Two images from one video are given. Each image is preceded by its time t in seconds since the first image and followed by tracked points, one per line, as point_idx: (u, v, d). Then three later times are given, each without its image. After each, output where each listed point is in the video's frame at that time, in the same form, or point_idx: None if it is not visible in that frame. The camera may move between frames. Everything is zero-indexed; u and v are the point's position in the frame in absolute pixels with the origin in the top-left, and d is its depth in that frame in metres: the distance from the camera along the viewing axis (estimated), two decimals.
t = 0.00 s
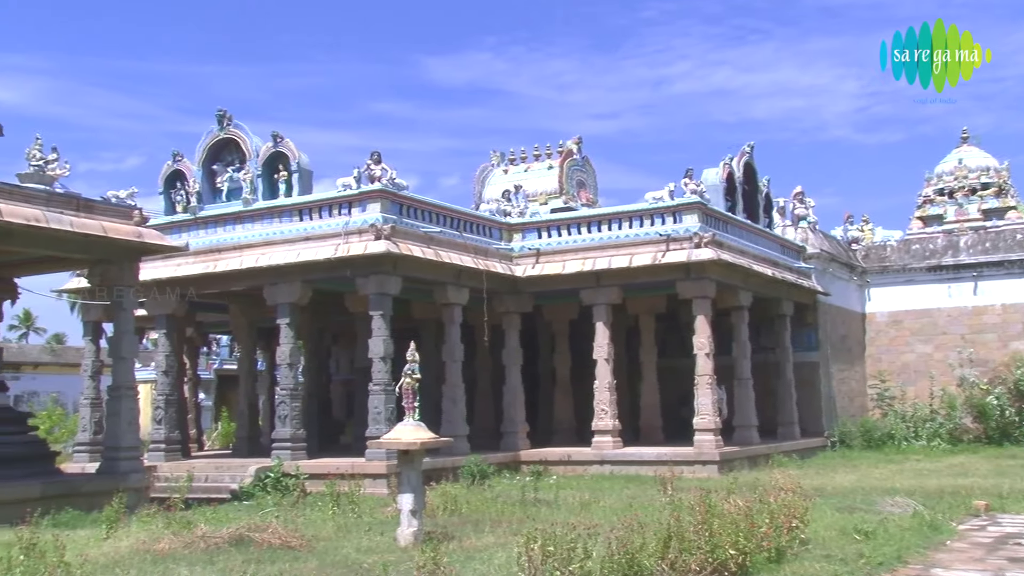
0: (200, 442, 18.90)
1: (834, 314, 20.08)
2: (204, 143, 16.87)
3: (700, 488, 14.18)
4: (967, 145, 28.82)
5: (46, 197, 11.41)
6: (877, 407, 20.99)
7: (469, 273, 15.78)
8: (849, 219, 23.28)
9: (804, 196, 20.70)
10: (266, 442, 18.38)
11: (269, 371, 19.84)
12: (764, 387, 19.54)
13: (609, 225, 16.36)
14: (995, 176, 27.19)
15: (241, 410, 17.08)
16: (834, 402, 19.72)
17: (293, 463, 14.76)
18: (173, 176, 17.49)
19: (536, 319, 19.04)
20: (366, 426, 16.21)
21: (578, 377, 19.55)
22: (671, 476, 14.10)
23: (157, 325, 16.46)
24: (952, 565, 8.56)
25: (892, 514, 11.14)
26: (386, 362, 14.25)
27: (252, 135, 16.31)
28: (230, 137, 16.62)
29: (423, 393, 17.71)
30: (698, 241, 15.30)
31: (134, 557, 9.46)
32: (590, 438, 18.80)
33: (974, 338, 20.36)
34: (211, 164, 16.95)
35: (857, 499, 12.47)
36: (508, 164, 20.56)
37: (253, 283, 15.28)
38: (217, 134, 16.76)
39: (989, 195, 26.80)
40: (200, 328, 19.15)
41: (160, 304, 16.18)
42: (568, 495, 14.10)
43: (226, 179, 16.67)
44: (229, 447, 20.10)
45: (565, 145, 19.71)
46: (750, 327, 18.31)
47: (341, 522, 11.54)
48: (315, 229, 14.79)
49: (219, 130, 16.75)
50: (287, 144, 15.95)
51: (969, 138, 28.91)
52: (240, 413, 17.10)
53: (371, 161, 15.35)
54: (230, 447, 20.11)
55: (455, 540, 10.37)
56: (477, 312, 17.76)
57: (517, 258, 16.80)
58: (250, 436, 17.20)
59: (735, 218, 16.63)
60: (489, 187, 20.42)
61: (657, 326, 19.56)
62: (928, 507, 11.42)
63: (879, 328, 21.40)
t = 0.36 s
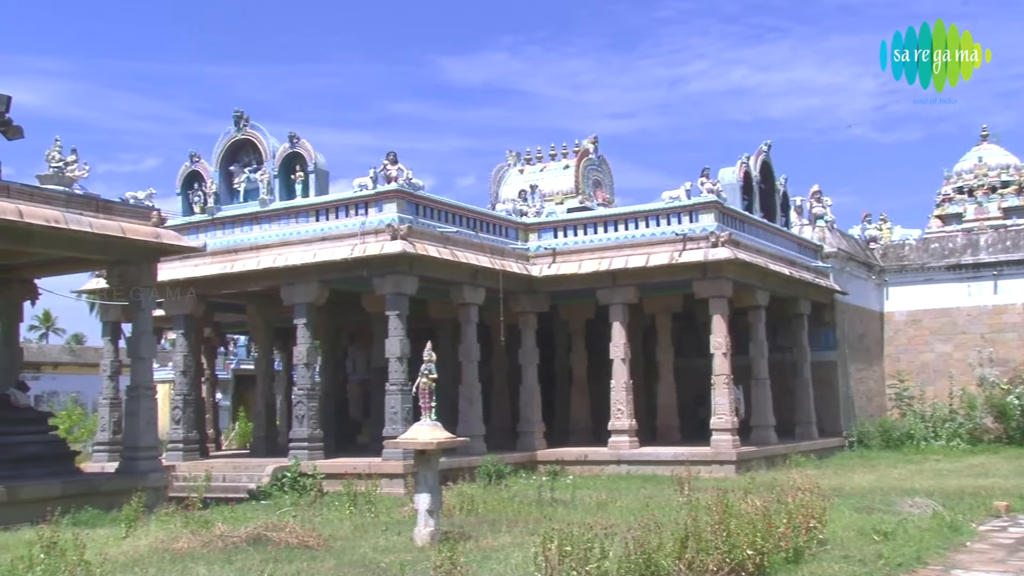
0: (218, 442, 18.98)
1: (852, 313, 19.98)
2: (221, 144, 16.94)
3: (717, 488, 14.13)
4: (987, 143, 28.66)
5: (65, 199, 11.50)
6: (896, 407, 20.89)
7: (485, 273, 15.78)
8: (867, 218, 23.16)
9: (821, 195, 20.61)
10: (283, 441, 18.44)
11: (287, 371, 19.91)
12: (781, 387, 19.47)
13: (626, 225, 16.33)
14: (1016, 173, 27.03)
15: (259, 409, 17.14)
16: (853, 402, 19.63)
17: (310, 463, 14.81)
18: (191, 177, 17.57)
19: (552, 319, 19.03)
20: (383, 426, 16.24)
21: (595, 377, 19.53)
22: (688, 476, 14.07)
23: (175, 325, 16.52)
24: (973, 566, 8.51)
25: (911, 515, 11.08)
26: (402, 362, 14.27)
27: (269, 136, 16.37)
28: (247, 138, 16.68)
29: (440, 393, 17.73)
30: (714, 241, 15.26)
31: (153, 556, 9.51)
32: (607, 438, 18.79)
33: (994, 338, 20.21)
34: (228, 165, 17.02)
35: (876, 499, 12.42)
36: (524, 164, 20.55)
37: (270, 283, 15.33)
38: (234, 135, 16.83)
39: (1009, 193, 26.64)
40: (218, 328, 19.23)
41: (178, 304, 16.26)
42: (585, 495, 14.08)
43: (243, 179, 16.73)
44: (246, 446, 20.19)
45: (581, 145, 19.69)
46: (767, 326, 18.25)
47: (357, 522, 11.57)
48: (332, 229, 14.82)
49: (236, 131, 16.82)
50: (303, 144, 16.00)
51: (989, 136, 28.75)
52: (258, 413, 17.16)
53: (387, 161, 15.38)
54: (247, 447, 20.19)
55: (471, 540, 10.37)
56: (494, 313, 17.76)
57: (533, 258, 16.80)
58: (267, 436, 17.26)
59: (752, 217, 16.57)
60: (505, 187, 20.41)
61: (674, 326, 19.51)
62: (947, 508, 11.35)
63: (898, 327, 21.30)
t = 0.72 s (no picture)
0: (235, 442, 19.05)
1: (869, 313, 19.89)
2: (238, 144, 17.00)
3: (734, 488, 14.09)
4: (1006, 141, 28.47)
5: (85, 199, 11.58)
6: (915, 407, 20.78)
7: (501, 273, 15.79)
8: (885, 217, 23.06)
9: (839, 194, 20.52)
10: (300, 441, 18.49)
11: (303, 371, 19.98)
12: (798, 387, 19.39)
13: (642, 224, 16.31)
14: None
15: (275, 409, 17.19)
16: (871, 401, 19.54)
17: (327, 463, 14.84)
18: (208, 177, 17.64)
19: (568, 319, 19.02)
20: (399, 426, 16.26)
21: (611, 377, 19.51)
22: (704, 476, 14.04)
23: (193, 325, 16.58)
24: (993, 567, 8.45)
25: (930, 515, 11.01)
26: (418, 362, 14.29)
27: (286, 136, 16.42)
28: (263, 138, 16.74)
29: (456, 393, 17.74)
30: (731, 240, 15.22)
31: (171, 555, 9.54)
32: (623, 438, 18.75)
33: (1014, 337, 20.06)
34: (245, 165, 17.08)
35: (894, 499, 12.36)
36: (539, 164, 20.53)
37: (286, 283, 15.38)
38: (250, 135, 16.88)
39: None
40: (235, 328, 19.31)
41: (195, 305, 16.32)
42: (601, 495, 14.06)
43: (259, 180, 16.78)
44: (263, 446, 20.26)
45: (597, 144, 19.66)
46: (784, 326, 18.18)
47: (374, 521, 11.59)
48: (348, 229, 14.85)
49: (253, 132, 16.88)
50: (319, 144, 16.04)
51: (1008, 134, 28.56)
52: (275, 412, 17.22)
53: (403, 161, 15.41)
54: (264, 447, 20.25)
55: (488, 540, 10.36)
56: (510, 312, 17.77)
57: (549, 257, 16.78)
58: (284, 436, 17.30)
59: (768, 216, 16.52)
60: (521, 186, 20.40)
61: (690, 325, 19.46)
62: (967, 508, 11.27)
63: (916, 326, 21.20)
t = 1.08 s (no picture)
0: (253, 442, 19.12)
1: (889, 312, 19.78)
2: (256, 145, 17.07)
3: (752, 488, 14.03)
4: None
5: (104, 200, 11.66)
6: (935, 406, 20.66)
7: (518, 273, 15.79)
8: (904, 215, 22.93)
9: (857, 192, 20.42)
10: (317, 440, 18.55)
11: (321, 371, 20.04)
12: (817, 387, 19.30)
13: (659, 223, 16.28)
14: None
15: (293, 409, 17.25)
16: (890, 401, 19.43)
17: (344, 462, 14.88)
18: (226, 178, 17.71)
19: (585, 318, 19.01)
20: (417, 426, 16.28)
21: (628, 377, 19.49)
22: (723, 476, 13.98)
23: (211, 326, 16.64)
24: (1016, 569, 8.38)
25: (951, 516, 10.93)
26: (436, 362, 14.31)
27: (303, 137, 16.47)
28: (281, 139, 16.79)
29: (474, 393, 17.76)
30: (749, 239, 15.15)
31: (191, 554, 9.58)
32: (641, 438, 18.72)
33: None
34: (262, 166, 17.14)
35: (915, 500, 12.27)
36: (556, 163, 20.51)
37: (304, 283, 15.42)
38: (268, 136, 16.94)
39: None
40: (253, 329, 19.39)
41: (214, 305, 16.39)
42: (619, 495, 14.02)
43: (277, 180, 16.84)
44: (281, 446, 20.33)
45: (614, 143, 19.63)
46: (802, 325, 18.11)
47: (392, 521, 11.60)
48: (365, 229, 14.88)
49: (270, 132, 16.94)
50: (337, 145, 16.08)
51: None
52: (293, 412, 17.27)
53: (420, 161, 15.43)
54: (283, 446, 20.32)
55: (506, 540, 10.34)
56: (527, 312, 17.77)
57: (567, 257, 16.76)
58: (302, 435, 17.35)
59: (786, 216, 16.46)
60: (538, 185, 20.39)
61: (708, 325, 19.41)
62: (989, 509, 11.19)
63: (937, 326, 21.08)
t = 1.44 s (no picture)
0: (277, 441, 19.20)
1: (915, 311, 19.64)
2: (279, 146, 17.14)
3: (777, 488, 13.96)
4: None
5: (129, 202, 11.76)
6: (962, 406, 20.49)
7: (541, 272, 15.78)
8: (930, 213, 22.77)
9: (882, 190, 20.30)
10: (341, 440, 18.62)
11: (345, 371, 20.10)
12: (842, 386, 19.18)
13: (682, 223, 16.24)
14: None
15: (318, 409, 17.32)
16: (917, 401, 19.29)
17: (368, 462, 14.92)
18: (250, 179, 17.80)
19: (608, 317, 18.98)
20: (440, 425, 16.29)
21: (652, 376, 19.45)
22: (747, 475, 13.92)
23: (236, 326, 16.73)
24: None
25: (979, 516, 10.83)
26: (459, 362, 14.32)
27: (326, 138, 16.53)
28: (304, 140, 16.86)
29: (497, 392, 17.77)
30: (772, 238, 15.07)
31: (216, 553, 9.64)
32: (665, 438, 18.65)
33: None
34: (286, 167, 17.21)
35: (942, 500, 12.16)
36: (579, 162, 20.48)
37: (328, 284, 15.48)
38: (292, 137, 17.01)
39: None
40: (277, 329, 19.49)
41: (238, 305, 16.48)
42: (643, 495, 14.00)
43: (300, 181, 16.91)
44: (305, 445, 20.43)
45: (637, 143, 19.58)
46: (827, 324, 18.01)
47: (416, 520, 11.62)
48: (388, 230, 14.91)
49: (294, 133, 17.01)
50: (360, 145, 16.13)
51: None
52: (317, 412, 17.34)
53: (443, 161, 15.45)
54: (306, 446, 20.38)
55: (529, 540, 10.34)
56: (550, 312, 17.76)
57: (589, 256, 16.73)
58: (326, 435, 17.41)
59: (810, 214, 16.37)
60: (560, 185, 20.37)
61: (732, 324, 19.34)
62: (1017, 510, 11.07)
63: (964, 325, 20.92)
